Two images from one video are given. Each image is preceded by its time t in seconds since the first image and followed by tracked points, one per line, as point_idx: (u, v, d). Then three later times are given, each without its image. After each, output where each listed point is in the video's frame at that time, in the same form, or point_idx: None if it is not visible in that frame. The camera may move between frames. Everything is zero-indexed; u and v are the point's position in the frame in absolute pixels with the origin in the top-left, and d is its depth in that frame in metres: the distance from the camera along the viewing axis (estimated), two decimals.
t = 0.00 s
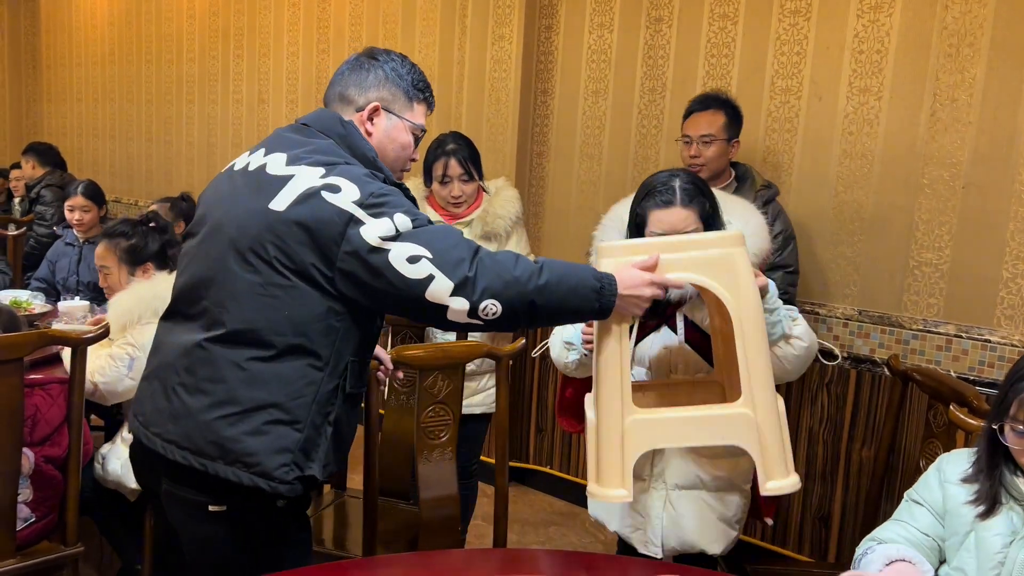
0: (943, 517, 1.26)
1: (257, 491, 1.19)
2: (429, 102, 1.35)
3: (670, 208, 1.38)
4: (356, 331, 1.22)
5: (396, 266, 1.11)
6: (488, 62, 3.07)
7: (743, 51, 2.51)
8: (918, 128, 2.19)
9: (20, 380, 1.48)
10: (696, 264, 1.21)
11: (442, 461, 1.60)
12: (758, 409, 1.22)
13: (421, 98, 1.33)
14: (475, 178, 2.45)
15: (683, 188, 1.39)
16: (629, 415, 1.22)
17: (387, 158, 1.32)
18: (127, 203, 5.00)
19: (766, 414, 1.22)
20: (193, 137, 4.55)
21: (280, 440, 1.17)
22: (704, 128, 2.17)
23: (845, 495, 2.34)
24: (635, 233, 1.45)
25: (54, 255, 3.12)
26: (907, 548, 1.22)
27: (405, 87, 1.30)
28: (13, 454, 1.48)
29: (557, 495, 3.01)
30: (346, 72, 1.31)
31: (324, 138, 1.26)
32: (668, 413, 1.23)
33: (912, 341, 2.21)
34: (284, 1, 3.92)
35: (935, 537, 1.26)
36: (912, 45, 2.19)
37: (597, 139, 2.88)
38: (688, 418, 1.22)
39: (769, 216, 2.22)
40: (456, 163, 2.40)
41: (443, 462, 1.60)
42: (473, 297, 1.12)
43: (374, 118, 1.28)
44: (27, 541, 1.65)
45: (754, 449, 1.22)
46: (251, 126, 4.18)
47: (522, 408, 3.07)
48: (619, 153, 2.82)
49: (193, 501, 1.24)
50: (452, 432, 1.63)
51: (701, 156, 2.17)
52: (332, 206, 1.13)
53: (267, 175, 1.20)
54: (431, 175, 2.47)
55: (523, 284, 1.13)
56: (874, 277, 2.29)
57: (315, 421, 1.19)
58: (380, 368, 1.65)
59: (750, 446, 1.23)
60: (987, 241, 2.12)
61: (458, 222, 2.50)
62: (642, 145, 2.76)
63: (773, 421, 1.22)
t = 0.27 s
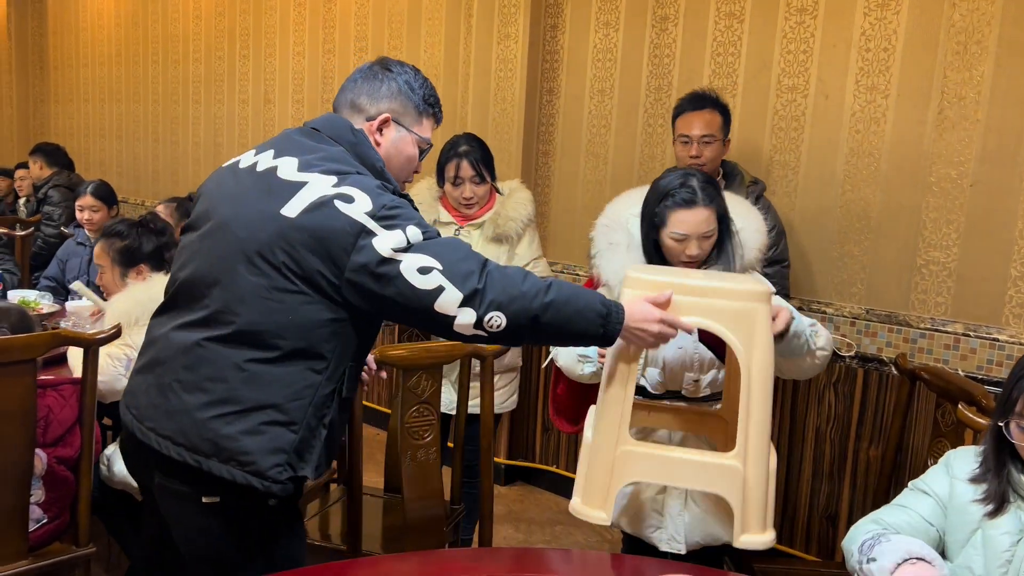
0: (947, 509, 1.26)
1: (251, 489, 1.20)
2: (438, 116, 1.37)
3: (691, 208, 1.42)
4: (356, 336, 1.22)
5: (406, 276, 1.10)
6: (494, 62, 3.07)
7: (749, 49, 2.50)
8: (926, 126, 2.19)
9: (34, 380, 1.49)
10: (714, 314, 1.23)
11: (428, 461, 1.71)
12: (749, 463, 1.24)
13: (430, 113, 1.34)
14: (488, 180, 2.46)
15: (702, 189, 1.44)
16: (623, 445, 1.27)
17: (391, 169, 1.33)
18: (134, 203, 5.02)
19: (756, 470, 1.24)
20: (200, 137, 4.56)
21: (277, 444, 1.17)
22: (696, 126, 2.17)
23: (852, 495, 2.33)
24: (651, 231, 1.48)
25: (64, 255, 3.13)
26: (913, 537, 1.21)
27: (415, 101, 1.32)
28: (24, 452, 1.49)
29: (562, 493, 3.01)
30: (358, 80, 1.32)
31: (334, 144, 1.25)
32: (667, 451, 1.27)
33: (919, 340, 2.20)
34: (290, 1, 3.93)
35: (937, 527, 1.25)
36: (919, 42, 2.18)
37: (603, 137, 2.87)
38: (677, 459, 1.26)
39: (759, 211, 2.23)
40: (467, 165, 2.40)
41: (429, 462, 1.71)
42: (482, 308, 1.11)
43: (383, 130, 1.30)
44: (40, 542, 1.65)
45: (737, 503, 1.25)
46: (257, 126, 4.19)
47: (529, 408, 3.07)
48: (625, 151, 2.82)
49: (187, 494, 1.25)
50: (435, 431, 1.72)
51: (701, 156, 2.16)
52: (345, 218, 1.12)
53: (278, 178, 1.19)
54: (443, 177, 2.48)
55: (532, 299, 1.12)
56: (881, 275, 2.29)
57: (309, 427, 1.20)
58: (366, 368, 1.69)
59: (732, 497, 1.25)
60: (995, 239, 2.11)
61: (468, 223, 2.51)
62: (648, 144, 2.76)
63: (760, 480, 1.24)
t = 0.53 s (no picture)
0: (961, 507, 1.26)
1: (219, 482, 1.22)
2: (417, 126, 1.32)
3: (718, 211, 1.47)
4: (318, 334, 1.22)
5: (332, 298, 1.10)
6: (505, 61, 3.07)
7: (761, 47, 2.49)
8: (940, 125, 2.17)
9: (49, 382, 1.50)
10: (751, 390, 1.29)
11: (417, 460, 1.70)
12: (757, 531, 1.33)
13: (404, 121, 1.29)
14: (500, 180, 2.45)
15: (727, 193, 1.50)
16: (639, 497, 1.33)
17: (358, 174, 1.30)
18: (147, 203, 5.05)
19: (763, 536, 1.33)
20: (212, 137, 4.58)
21: (224, 443, 1.18)
22: (712, 125, 2.15)
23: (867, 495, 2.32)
24: (674, 234, 1.53)
25: (79, 255, 3.15)
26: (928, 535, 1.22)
27: (387, 107, 1.27)
28: (40, 451, 1.50)
29: (573, 492, 3.00)
30: (339, 83, 1.30)
31: (304, 145, 1.25)
32: (678, 512, 1.34)
33: (933, 340, 2.19)
34: (301, 1, 3.94)
35: (952, 524, 1.26)
36: (933, 40, 2.16)
37: (614, 137, 2.87)
38: (690, 518, 1.34)
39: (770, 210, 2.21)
40: (479, 164, 2.39)
41: (418, 460, 1.70)
42: (399, 349, 1.12)
43: (351, 133, 1.27)
44: (58, 542, 1.66)
45: (740, 563, 1.34)
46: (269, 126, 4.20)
47: (539, 407, 3.07)
48: (636, 150, 2.82)
49: (167, 485, 1.24)
50: (426, 430, 1.71)
51: (724, 156, 2.15)
52: (290, 223, 1.12)
53: (241, 176, 1.20)
54: (455, 175, 2.47)
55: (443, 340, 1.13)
56: (895, 274, 2.27)
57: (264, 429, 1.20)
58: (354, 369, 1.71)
59: (738, 558, 1.34)
60: (1010, 238, 2.09)
61: (480, 222, 2.51)
62: (660, 143, 2.75)
63: (766, 547, 1.34)
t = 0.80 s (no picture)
0: (993, 514, 1.25)
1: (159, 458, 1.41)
2: (376, 129, 1.38)
3: (761, 224, 1.50)
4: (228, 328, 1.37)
5: (176, 293, 1.29)
6: (532, 62, 3.07)
7: (791, 47, 2.47)
8: (973, 124, 2.14)
9: (83, 383, 1.52)
10: (793, 462, 1.36)
11: (417, 460, 1.54)
12: None
13: (353, 121, 1.35)
14: (516, 180, 2.44)
15: (771, 206, 1.52)
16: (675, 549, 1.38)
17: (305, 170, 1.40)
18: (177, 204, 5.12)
19: None
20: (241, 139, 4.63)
21: (136, 420, 1.39)
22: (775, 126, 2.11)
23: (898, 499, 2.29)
24: (718, 245, 1.55)
25: (111, 254, 3.20)
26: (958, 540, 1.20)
27: (340, 108, 1.35)
28: (76, 448, 1.53)
29: (599, 493, 3.00)
30: (312, 82, 1.40)
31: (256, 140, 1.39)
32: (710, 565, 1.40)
33: (967, 341, 2.17)
34: (330, 3, 3.97)
35: (983, 531, 1.25)
36: (966, 38, 2.14)
37: (641, 137, 2.86)
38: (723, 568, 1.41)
39: (831, 221, 2.17)
40: (495, 161, 2.40)
41: (419, 460, 1.54)
42: (200, 360, 1.27)
43: (300, 129, 1.38)
44: (95, 540, 1.69)
45: None
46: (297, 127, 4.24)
47: (566, 407, 3.07)
48: (663, 150, 2.81)
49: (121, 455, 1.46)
50: (426, 429, 1.56)
51: (790, 160, 2.11)
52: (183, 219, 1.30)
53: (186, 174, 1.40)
54: (472, 172, 2.48)
55: (234, 371, 1.26)
56: (926, 276, 2.24)
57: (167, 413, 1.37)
58: (350, 369, 1.59)
59: None
60: None
61: (497, 220, 2.49)
62: (688, 143, 2.75)
63: None
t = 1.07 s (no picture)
0: None
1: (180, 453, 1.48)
2: (397, 125, 1.40)
3: (854, 251, 1.41)
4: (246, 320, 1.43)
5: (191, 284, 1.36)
6: (603, 68, 3.07)
7: (871, 51, 2.42)
8: None
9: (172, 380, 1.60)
10: (861, 541, 1.27)
11: (440, 469, 1.52)
12: None
13: (373, 117, 1.38)
14: (579, 186, 2.45)
15: (865, 232, 1.43)
16: None
17: (327, 164, 1.44)
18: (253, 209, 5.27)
19: None
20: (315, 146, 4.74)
21: (161, 411, 1.47)
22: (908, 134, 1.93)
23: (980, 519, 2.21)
24: (805, 268, 1.45)
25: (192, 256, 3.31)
26: None
27: (361, 104, 1.38)
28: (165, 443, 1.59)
29: (665, 504, 2.96)
30: (333, 78, 1.43)
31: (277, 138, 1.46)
32: None
33: None
34: (403, 12, 4.04)
35: None
36: None
37: (713, 143, 2.83)
38: None
39: (954, 233, 1.96)
40: (561, 167, 2.40)
41: (442, 469, 1.52)
42: (213, 347, 1.34)
43: (323, 126, 1.42)
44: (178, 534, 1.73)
45: None
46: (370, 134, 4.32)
47: (633, 416, 3.04)
48: (736, 157, 2.77)
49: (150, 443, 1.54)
50: (448, 439, 1.53)
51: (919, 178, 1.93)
52: (197, 214, 1.37)
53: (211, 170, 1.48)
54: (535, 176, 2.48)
55: (249, 356, 1.32)
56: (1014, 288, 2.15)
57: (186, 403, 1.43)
58: (370, 372, 1.47)
59: None
60: None
61: (562, 225, 2.49)
62: (761, 150, 2.71)
63: None
